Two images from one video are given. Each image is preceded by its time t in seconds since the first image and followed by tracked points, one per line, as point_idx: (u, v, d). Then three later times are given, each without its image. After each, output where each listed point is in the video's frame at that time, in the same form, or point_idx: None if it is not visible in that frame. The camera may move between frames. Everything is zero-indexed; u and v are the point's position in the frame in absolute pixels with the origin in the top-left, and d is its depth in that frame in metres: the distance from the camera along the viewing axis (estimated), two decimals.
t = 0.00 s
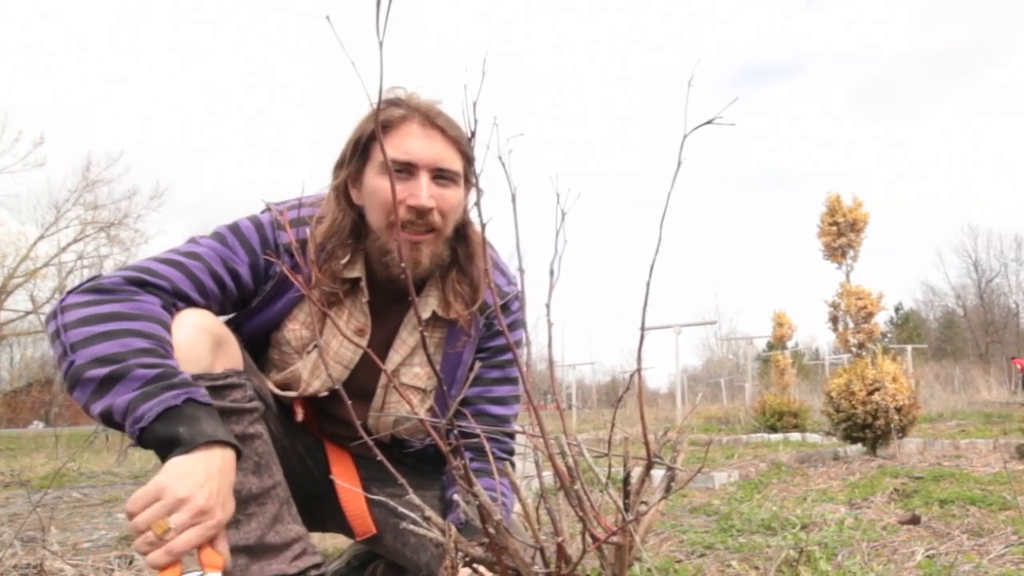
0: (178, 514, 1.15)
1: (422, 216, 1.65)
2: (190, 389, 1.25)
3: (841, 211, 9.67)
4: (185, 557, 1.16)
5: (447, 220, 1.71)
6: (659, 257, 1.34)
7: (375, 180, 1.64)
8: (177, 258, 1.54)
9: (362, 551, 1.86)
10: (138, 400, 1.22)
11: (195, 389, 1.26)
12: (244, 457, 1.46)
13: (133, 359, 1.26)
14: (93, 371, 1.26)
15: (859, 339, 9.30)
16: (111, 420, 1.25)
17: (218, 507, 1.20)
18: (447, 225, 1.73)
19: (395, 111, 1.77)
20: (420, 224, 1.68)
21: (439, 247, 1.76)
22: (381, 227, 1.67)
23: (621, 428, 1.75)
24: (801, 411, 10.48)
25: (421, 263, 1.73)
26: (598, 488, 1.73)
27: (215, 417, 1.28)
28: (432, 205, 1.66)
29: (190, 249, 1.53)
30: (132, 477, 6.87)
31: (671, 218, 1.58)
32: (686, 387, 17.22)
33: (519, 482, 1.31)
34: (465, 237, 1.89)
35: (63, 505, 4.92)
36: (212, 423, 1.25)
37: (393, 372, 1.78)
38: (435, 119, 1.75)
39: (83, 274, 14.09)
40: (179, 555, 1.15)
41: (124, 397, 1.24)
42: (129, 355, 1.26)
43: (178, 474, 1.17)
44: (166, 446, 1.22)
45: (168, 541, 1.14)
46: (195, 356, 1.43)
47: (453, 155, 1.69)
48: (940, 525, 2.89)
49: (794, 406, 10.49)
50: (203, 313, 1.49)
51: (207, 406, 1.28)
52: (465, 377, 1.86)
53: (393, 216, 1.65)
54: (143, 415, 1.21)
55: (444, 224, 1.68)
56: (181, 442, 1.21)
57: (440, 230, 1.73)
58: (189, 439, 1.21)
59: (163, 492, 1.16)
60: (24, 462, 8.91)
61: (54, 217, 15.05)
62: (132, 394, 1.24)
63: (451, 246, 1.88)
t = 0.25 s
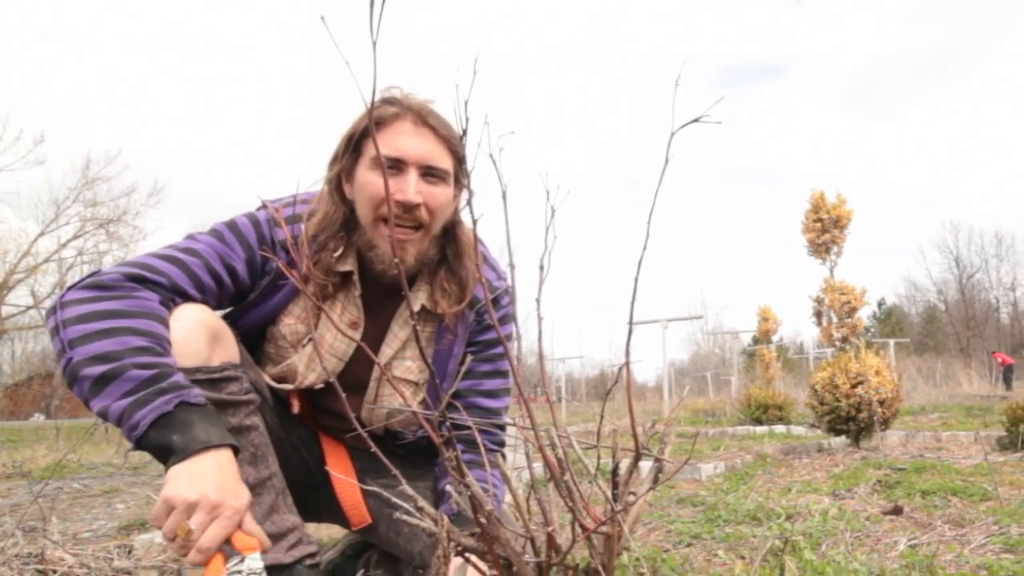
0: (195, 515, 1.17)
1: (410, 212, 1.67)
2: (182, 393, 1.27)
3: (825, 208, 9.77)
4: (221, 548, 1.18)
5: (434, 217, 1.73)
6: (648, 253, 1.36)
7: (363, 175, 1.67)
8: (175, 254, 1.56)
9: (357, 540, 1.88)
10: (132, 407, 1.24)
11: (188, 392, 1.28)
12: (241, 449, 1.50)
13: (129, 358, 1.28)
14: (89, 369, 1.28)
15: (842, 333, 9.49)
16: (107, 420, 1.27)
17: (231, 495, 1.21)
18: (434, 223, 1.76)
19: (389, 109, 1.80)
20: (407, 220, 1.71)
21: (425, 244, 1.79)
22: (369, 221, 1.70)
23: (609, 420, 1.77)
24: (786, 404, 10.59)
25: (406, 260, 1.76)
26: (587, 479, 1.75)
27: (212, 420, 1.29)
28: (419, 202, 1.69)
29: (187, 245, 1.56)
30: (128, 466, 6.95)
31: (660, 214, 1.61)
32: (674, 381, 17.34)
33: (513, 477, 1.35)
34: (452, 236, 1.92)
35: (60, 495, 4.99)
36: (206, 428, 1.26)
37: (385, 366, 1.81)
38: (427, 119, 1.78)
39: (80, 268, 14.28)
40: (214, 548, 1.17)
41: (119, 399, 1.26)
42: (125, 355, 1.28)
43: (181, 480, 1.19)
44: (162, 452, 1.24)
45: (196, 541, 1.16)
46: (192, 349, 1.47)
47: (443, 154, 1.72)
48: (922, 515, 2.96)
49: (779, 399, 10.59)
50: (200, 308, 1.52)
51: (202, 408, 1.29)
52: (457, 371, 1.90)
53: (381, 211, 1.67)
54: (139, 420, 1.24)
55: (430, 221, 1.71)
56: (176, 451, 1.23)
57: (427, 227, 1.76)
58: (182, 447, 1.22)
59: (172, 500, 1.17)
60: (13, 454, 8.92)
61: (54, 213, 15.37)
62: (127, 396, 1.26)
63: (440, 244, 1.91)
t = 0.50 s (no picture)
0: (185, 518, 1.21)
1: (401, 207, 1.71)
2: (172, 387, 1.29)
3: (808, 206, 9.85)
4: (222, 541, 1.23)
5: (424, 212, 1.76)
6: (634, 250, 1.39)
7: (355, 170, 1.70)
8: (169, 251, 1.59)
9: (350, 532, 1.92)
10: (123, 403, 1.27)
11: (179, 387, 1.30)
12: (235, 442, 1.53)
13: (122, 352, 1.30)
14: (83, 363, 1.31)
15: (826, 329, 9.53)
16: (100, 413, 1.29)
17: (216, 493, 1.21)
18: (424, 218, 1.79)
19: (381, 107, 1.83)
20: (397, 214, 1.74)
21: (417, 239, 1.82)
22: (362, 216, 1.73)
23: (597, 414, 1.79)
24: (770, 398, 10.68)
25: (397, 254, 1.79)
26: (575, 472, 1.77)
27: (204, 415, 1.31)
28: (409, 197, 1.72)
29: (182, 242, 1.59)
30: (122, 459, 7.00)
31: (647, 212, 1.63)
32: (661, 376, 17.44)
33: (503, 469, 1.38)
34: (443, 230, 1.96)
35: (52, 489, 5.01)
36: (198, 422, 1.28)
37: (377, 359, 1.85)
38: (418, 116, 1.81)
39: (78, 265, 14.41)
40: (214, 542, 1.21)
41: (112, 392, 1.28)
42: (118, 348, 1.31)
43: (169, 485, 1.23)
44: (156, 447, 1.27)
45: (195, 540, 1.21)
46: (186, 345, 1.50)
47: (433, 150, 1.75)
48: (903, 508, 3.02)
49: (763, 393, 10.68)
50: (194, 304, 1.55)
51: (194, 403, 1.31)
52: (446, 365, 1.93)
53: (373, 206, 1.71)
54: (132, 415, 1.27)
55: (420, 216, 1.74)
56: (169, 446, 1.25)
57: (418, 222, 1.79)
58: (174, 443, 1.25)
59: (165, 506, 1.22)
60: None
61: (52, 211, 15.49)
62: (120, 389, 1.29)
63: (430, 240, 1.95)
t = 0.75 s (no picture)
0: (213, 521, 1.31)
1: (395, 221, 1.73)
2: (194, 392, 1.38)
3: (792, 207, 9.93)
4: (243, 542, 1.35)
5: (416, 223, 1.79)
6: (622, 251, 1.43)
7: (347, 182, 1.72)
8: (169, 251, 1.62)
9: (343, 527, 1.97)
10: (149, 408, 1.35)
11: (199, 391, 1.39)
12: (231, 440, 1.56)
13: (140, 357, 1.37)
14: (100, 366, 1.36)
15: (809, 327, 9.76)
16: (120, 416, 1.36)
17: (246, 497, 1.34)
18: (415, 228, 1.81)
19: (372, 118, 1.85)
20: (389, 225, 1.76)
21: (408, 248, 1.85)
22: (356, 229, 1.76)
23: (586, 411, 1.80)
24: (754, 395, 10.76)
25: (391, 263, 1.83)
26: (563, 468, 1.78)
27: (222, 416, 1.41)
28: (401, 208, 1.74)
29: (181, 243, 1.62)
30: (116, 457, 7.04)
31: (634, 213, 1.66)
32: (649, 374, 17.52)
33: (492, 466, 1.41)
34: (432, 235, 1.99)
35: (46, 486, 5.04)
36: (220, 426, 1.38)
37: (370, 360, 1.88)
38: (409, 128, 1.83)
39: (76, 266, 14.52)
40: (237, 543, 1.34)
41: (133, 396, 1.35)
42: (135, 353, 1.37)
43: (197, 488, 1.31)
44: (179, 449, 1.36)
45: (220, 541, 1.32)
46: (185, 344, 1.53)
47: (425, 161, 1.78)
48: (885, 502, 3.08)
49: (748, 390, 10.77)
50: (193, 305, 1.59)
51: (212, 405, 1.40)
52: (435, 364, 1.96)
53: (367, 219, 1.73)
54: (158, 420, 1.35)
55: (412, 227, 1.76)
56: (194, 449, 1.35)
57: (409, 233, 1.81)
58: (202, 446, 1.35)
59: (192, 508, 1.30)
60: None
61: (53, 213, 15.63)
62: (141, 394, 1.36)
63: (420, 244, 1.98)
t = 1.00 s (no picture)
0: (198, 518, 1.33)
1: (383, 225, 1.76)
2: (185, 389, 1.40)
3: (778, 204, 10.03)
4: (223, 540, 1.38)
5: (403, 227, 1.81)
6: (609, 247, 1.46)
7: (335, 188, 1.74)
8: (162, 247, 1.64)
9: (335, 517, 2.01)
10: (140, 403, 1.37)
11: (190, 389, 1.41)
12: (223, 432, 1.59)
13: (134, 353, 1.39)
14: (93, 361, 1.38)
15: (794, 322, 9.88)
16: (111, 410, 1.38)
17: (231, 496, 1.37)
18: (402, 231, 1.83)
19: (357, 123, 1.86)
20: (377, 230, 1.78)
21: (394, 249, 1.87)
22: (344, 233, 1.78)
23: (573, 404, 1.82)
24: (739, 389, 10.87)
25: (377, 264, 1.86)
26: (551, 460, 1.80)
27: (212, 414, 1.43)
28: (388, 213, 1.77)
29: (174, 238, 1.64)
30: (108, 448, 7.07)
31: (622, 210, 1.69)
32: (636, 369, 17.62)
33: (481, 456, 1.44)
34: (417, 235, 2.02)
35: (39, 479, 5.06)
36: (210, 424, 1.41)
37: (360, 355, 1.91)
38: (394, 133, 1.85)
39: (71, 260, 14.56)
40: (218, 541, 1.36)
41: (125, 391, 1.37)
42: (128, 348, 1.39)
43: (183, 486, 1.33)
44: (169, 446, 1.38)
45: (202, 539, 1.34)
46: (177, 338, 1.56)
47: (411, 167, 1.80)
48: (867, 494, 3.14)
49: (733, 384, 10.87)
50: (186, 299, 1.61)
51: (203, 403, 1.43)
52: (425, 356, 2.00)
53: (355, 224, 1.76)
54: (148, 416, 1.37)
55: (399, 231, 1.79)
56: (184, 446, 1.37)
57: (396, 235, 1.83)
58: (191, 444, 1.37)
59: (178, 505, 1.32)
60: None
61: (51, 209, 15.70)
62: (133, 390, 1.38)
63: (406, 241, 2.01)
